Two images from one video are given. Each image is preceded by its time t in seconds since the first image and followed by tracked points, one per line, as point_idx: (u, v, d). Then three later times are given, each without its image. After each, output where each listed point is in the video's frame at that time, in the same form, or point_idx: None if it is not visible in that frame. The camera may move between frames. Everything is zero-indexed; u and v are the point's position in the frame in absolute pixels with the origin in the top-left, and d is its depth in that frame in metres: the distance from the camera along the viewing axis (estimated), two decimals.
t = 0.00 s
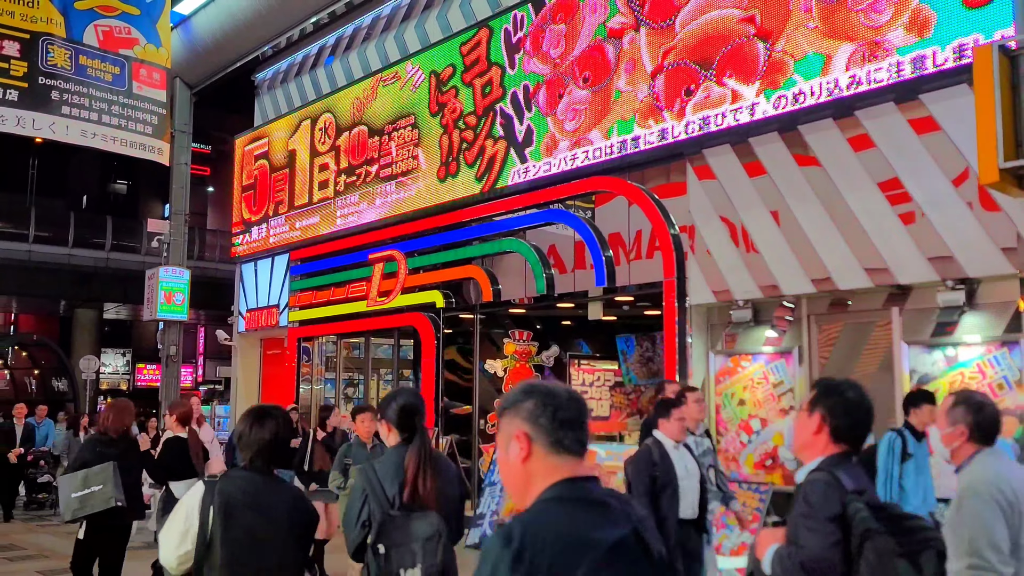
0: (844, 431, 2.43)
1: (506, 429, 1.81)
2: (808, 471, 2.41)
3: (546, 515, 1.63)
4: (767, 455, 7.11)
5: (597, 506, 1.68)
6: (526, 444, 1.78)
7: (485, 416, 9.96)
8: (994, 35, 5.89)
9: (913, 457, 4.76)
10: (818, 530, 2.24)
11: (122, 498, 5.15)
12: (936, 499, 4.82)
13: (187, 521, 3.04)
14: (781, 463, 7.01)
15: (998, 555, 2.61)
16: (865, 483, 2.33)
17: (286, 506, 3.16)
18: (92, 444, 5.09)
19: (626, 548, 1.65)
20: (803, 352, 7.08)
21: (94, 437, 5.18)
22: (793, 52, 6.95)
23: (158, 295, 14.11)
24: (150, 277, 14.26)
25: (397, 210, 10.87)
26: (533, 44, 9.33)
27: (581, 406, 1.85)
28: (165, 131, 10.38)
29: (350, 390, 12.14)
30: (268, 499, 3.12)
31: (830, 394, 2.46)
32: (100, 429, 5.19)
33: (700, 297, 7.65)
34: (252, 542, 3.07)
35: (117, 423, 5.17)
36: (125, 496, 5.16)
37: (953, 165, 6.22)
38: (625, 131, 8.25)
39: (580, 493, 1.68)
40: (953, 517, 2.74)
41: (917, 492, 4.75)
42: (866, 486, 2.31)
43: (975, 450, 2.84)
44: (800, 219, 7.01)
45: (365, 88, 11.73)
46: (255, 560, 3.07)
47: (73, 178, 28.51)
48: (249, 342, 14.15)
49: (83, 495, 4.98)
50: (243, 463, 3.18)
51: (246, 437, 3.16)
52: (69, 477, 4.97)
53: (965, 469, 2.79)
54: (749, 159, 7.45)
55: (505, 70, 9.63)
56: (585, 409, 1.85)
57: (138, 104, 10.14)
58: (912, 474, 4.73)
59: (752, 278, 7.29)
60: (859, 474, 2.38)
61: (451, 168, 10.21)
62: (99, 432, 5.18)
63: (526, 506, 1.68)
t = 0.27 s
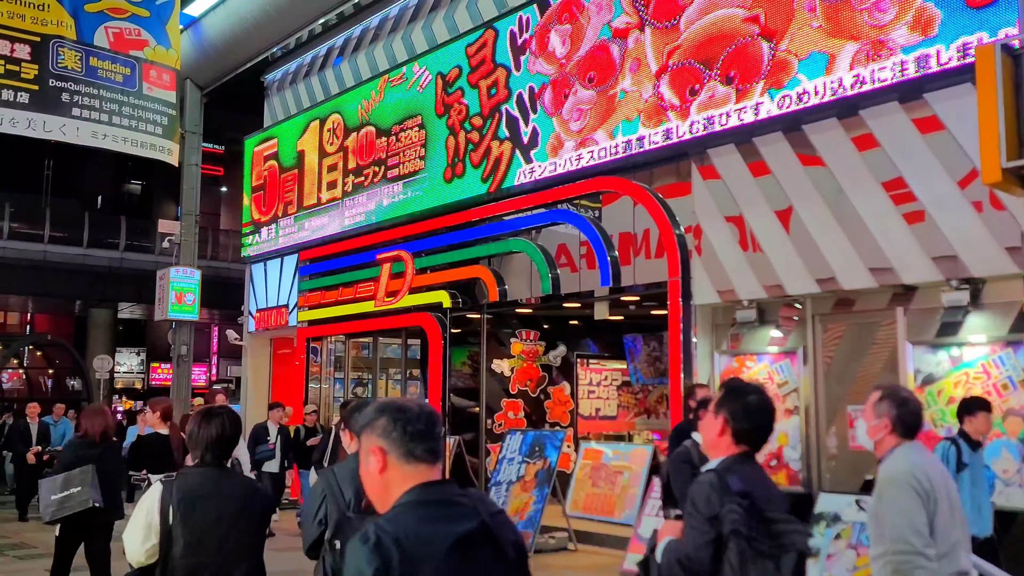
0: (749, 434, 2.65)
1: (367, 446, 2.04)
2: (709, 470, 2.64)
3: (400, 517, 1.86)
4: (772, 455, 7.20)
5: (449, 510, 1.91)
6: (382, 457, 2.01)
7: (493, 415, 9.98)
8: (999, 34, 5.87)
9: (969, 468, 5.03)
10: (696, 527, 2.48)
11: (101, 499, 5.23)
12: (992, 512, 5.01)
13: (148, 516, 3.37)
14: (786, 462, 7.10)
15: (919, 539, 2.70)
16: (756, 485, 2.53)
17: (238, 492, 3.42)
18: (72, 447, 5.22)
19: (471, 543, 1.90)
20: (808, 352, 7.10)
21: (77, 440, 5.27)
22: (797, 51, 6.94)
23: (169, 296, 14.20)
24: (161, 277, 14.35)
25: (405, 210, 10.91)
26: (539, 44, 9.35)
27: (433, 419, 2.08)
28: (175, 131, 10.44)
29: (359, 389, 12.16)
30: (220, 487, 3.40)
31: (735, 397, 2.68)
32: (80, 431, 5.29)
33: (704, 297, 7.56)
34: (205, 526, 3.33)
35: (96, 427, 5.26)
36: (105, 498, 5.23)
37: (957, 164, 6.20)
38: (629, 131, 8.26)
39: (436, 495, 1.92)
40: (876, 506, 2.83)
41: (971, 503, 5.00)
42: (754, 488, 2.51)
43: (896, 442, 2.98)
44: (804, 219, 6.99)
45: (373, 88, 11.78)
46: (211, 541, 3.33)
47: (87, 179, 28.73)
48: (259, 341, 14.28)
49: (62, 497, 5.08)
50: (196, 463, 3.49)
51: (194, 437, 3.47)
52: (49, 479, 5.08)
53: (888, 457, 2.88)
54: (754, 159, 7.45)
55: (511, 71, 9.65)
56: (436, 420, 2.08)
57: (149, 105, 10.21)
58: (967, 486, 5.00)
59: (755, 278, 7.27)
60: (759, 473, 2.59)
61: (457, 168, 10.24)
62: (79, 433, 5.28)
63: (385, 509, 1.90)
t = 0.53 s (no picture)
0: (685, 431, 2.88)
1: (274, 432, 2.18)
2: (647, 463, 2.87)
3: (294, 499, 2.00)
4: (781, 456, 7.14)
5: (347, 489, 2.04)
6: (283, 441, 2.15)
7: (504, 414, 9.96)
8: (1010, 31, 5.82)
9: None
10: (619, 513, 2.76)
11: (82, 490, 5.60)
12: None
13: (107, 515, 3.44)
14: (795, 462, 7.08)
15: (850, 542, 3.02)
16: (681, 475, 2.78)
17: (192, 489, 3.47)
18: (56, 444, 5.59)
19: (365, 523, 2.02)
20: (818, 351, 7.04)
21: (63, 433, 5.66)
22: (806, 49, 6.91)
23: (182, 295, 14.29)
24: (175, 277, 14.44)
25: (415, 209, 10.93)
26: (548, 43, 9.35)
27: (333, 406, 2.22)
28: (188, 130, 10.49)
29: (371, 388, 12.21)
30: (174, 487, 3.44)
31: (675, 397, 2.90)
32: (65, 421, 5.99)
33: (713, 296, 7.61)
34: (161, 521, 3.39)
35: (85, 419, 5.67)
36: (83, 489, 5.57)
37: (969, 162, 6.14)
38: (639, 130, 8.24)
39: (335, 475, 2.05)
40: (817, 510, 3.17)
41: None
42: (679, 479, 2.77)
43: (831, 447, 3.35)
44: (814, 217, 6.96)
45: (383, 88, 11.81)
46: (166, 532, 3.40)
47: (103, 179, 28.97)
48: (272, 339, 14.36)
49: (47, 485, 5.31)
50: (151, 462, 3.53)
51: (150, 436, 3.51)
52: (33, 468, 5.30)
53: (825, 466, 3.22)
54: (764, 158, 7.41)
55: (521, 70, 9.65)
56: (337, 406, 2.22)
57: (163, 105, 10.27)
58: None
59: (765, 277, 7.27)
60: (696, 467, 2.84)
61: (467, 167, 10.25)
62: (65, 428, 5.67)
63: (285, 489, 2.04)
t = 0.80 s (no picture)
0: (639, 435, 2.81)
1: (235, 443, 2.37)
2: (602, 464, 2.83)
3: (244, 504, 2.19)
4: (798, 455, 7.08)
5: (295, 497, 2.23)
6: (242, 451, 2.33)
7: (519, 413, 10.02)
8: None
9: None
10: (576, 510, 2.70)
11: (76, 490, 5.59)
12: None
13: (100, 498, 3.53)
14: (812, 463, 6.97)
15: (792, 543, 2.97)
16: (637, 476, 2.72)
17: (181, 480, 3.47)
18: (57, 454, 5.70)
19: (305, 527, 2.21)
20: (835, 351, 7.01)
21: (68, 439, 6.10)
22: (823, 47, 6.87)
23: (200, 295, 14.38)
24: (193, 276, 14.54)
25: (431, 209, 10.95)
26: (563, 42, 9.34)
27: (288, 420, 2.39)
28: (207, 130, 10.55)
29: (388, 387, 12.28)
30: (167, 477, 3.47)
31: (632, 404, 2.84)
32: (74, 428, 6.47)
33: (729, 295, 7.61)
34: (147, 508, 3.41)
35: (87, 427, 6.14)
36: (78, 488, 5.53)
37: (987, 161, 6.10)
38: (654, 129, 8.22)
39: (286, 485, 2.24)
40: (759, 506, 3.11)
41: None
42: (635, 479, 2.71)
43: (777, 445, 3.27)
44: (830, 216, 6.92)
45: (399, 87, 11.84)
46: (151, 524, 3.41)
47: (123, 179, 29.21)
48: (289, 339, 14.44)
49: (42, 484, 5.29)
50: (146, 454, 3.55)
51: (148, 429, 3.54)
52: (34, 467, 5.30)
53: (772, 464, 3.13)
54: (780, 157, 7.39)
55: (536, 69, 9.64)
56: (293, 421, 2.39)
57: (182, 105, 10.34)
58: None
59: (781, 276, 7.22)
60: (648, 468, 2.80)
61: (483, 167, 10.25)
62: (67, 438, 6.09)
63: (239, 495, 2.22)
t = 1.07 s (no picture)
0: (604, 425, 3.04)
1: (209, 432, 2.71)
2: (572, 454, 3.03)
3: (217, 481, 2.56)
4: (819, 454, 7.04)
5: (262, 477, 2.62)
6: (217, 436, 2.68)
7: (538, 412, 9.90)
8: None
9: None
10: (556, 496, 2.88)
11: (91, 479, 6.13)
12: None
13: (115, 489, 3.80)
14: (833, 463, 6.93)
15: (755, 532, 3.08)
16: (608, 463, 2.95)
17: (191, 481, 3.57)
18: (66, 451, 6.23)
19: (271, 500, 2.60)
20: (855, 349, 7.00)
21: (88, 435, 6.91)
22: (843, 43, 6.81)
23: (221, 294, 14.48)
24: (214, 275, 14.64)
25: (449, 207, 10.96)
26: (581, 40, 9.32)
27: (260, 408, 2.73)
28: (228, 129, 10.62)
29: (407, 386, 12.28)
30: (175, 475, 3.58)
31: (596, 395, 3.06)
32: (86, 421, 7.01)
33: (748, 294, 7.58)
34: (156, 507, 3.49)
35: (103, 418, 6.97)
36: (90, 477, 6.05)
37: (1010, 158, 6.02)
38: (673, 127, 8.18)
39: (255, 467, 2.63)
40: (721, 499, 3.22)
41: None
42: (606, 466, 2.93)
43: (740, 443, 3.34)
44: (851, 214, 6.87)
45: (418, 86, 11.86)
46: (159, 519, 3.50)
47: (146, 179, 29.47)
48: (309, 337, 14.50)
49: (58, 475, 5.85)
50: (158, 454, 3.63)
51: (161, 429, 3.62)
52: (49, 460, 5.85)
53: (734, 459, 3.26)
54: (800, 154, 7.32)
55: (554, 68, 9.63)
56: (265, 410, 2.74)
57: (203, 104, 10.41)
58: None
59: (801, 274, 7.18)
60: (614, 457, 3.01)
61: (501, 165, 10.25)
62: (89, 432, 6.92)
63: (213, 474, 2.60)
